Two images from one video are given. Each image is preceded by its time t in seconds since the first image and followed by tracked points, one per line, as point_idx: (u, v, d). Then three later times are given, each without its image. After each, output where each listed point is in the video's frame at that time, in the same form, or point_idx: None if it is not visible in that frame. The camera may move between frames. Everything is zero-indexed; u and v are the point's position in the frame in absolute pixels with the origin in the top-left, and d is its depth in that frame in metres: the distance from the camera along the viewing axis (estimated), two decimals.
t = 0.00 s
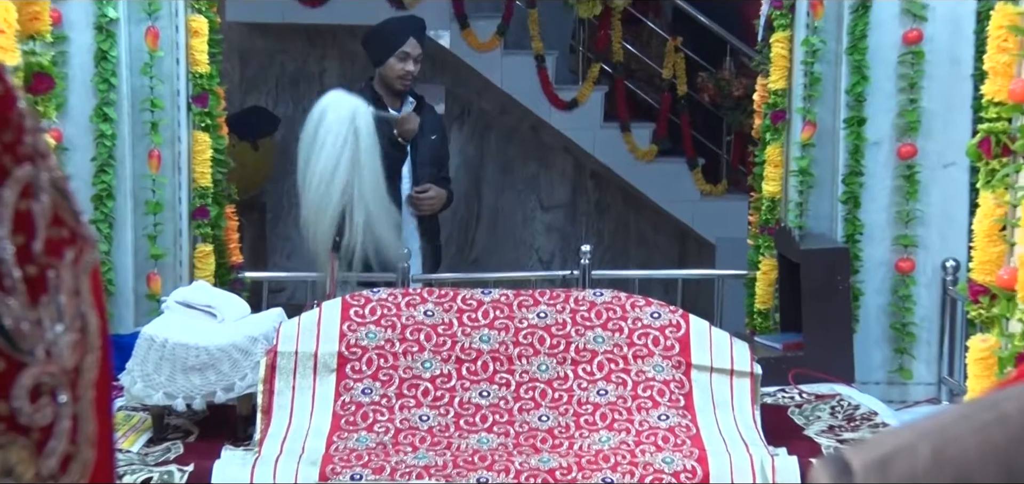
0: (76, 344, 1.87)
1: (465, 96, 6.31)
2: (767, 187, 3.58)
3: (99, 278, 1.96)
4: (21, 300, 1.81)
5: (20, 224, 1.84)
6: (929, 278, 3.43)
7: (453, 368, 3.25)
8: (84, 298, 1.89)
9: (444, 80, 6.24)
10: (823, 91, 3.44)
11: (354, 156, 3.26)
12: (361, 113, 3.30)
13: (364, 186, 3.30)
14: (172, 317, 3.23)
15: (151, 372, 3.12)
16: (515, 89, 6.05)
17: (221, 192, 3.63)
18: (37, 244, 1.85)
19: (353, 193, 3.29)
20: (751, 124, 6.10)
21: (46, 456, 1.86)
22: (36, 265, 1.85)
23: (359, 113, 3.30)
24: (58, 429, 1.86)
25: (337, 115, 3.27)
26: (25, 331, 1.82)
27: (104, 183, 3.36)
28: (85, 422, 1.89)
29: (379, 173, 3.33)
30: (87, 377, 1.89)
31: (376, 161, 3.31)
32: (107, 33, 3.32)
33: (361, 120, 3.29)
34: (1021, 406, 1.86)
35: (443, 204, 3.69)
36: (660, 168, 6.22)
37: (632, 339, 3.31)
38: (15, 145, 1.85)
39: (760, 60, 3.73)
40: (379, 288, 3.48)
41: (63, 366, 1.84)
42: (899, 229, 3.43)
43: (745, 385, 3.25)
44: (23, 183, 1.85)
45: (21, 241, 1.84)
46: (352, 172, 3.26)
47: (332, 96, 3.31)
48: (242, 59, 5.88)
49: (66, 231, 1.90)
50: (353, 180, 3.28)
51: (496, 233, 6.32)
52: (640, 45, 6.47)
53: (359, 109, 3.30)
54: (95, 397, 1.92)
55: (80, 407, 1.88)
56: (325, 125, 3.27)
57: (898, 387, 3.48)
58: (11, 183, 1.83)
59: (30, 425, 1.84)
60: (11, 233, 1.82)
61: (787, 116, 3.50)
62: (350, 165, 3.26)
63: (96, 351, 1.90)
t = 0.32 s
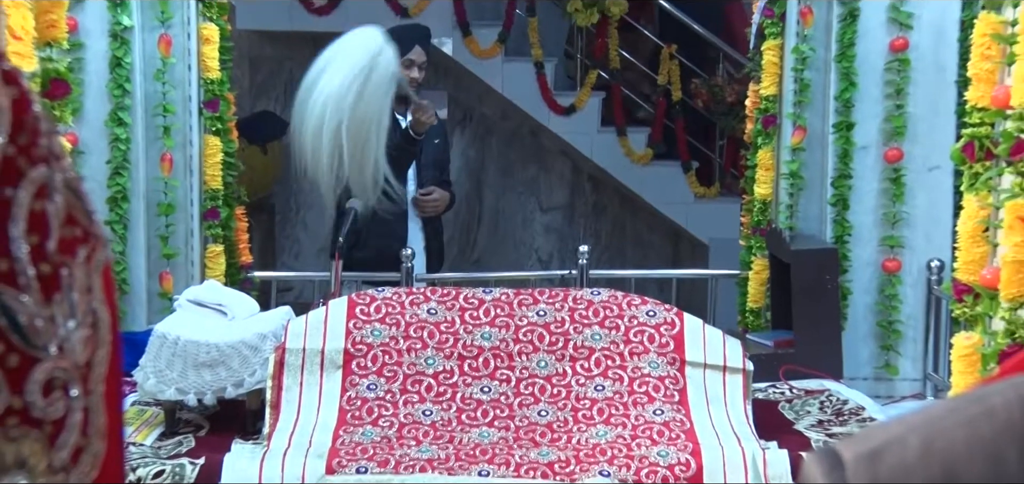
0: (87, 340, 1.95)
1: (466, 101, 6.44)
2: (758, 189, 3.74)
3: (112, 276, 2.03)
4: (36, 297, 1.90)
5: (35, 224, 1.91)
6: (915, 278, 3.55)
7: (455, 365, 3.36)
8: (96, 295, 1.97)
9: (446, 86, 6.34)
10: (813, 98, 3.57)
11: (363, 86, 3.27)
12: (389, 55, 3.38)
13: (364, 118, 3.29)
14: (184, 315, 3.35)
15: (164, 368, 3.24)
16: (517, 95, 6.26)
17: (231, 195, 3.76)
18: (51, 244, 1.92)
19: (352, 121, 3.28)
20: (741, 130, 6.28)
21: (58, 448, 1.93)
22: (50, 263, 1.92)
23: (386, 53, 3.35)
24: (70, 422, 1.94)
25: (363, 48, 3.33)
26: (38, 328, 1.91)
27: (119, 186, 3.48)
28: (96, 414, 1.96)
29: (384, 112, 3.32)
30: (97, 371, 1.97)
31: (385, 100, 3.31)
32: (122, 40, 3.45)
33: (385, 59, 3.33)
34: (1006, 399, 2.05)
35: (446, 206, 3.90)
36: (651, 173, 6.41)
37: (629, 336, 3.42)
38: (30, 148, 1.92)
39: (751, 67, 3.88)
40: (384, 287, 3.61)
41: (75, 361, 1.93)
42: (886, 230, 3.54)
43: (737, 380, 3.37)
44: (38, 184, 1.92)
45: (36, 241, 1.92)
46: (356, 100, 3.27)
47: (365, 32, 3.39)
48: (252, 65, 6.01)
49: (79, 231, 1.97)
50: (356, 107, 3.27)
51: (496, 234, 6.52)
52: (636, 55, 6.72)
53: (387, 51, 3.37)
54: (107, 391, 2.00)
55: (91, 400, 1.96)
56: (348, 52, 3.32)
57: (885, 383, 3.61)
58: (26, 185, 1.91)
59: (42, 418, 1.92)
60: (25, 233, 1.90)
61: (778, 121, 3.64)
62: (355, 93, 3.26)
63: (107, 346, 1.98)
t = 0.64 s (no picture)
0: (97, 335, 1.67)
1: (467, 107, 6.72)
2: (751, 191, 3.91)
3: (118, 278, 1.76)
4: (47, 296, 1.62)
5: (45, 224, 1.61)
6: (903, 277, 3.66)
7: (456, 362, 3.47)
8: (106, 292, 1.68)
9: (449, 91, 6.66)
10: (803, 102, 3.70)
11: (390, 36, 3.32)
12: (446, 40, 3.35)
13: (379, 68, 3.35)
14: (194, 314, 3.46)
15: (175, 365, 3.35)
16: (517, 99, 6.56)
17: (240, 198, 3.94)
18: (60, 241, 1.63)
19: (366, 62, 3.32)
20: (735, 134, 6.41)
21: (69, 442, 1.65)
22: (60, 261, 1.63)
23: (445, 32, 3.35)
24: (81, 416, 1.66)
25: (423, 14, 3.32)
26: (50, 325, 1.62)
27: (132, 188, 3.62)
28: (107, 409, 1.69)
29: (400, 74, 3.38)
30: (108, 366, 1.68)
31: (410, 66, 3.37)
32: (135, 47, 3.56)
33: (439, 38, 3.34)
34: (994, 395, 1.41)
35: (448, 208, 4.06)
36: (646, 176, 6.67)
37: (625, 334, 3.53)
38: (41, 149, 1.62)
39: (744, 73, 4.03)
40: (388, 287, 3.73)
41: (86, 357, 1.65)
42: (874, 231, 3.65)
43: (731, 377, 3.47)
44: (48, 184, 1.62)
45: (46, 240, 1.62)
46: (378, 53, 3.30)
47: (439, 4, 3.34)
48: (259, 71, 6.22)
49: (88, 230, 1.66)
50: (371, 45, 3.34)
51: (497, 235, 6.77)
52: (635, 62, 6.85)
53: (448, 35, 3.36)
54: (116, 386, 1.72)
55: (102, 395, 1.68)
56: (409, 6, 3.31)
57: (874, 379, 3.72)
58: (36, 185, 1.60)
59: (52, 412, 1.64)
60: (36, 232, 1.60)
61: (770, 125, 3.82)
62: (377, 39, 3.31)
63: (118, 342, 1.69)
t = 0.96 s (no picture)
0: (108, 331, 1.62)
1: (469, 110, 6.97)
2: (744, 192, 4.07)
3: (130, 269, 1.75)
4: (60, 292, 1.55)
5: (54, 221, 1.55)
6: (891, 275, 3.79)
7: (458, 358, 3.58)
8: (117, 289, 1.64)
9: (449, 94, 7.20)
10: (795, 106, 3.83)
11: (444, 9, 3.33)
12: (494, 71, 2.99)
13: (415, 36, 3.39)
14: (204, 311, 3.55)
15: (185, 361, 3.44)
16: (517, 106, 6.76)
17: (248, 198, 4.09)
18: (71, 239, 1.57)
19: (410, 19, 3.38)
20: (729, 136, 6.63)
21: (80, 433, 1.59)
22: (72, 258, 1.57)
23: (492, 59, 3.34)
24: (92, 408, 1.60)
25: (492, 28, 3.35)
26: (62, 320, 1.55)
27: (143, 189, 3.77)
28: (118, 401, 1.64)
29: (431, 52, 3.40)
30: (119, 360, 1.63)
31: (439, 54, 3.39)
32: (146, 52, 3.71)
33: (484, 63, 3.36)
34: (981, 391, 1.65)
35: (451, 208, 4.18)
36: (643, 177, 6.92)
37: (622, 331, 3.65)
38: (53, 150, 1.57)
39: (738, 77, 4.23)
40: (392, 285, 3.86)
41: (97, 351, 1.59)
42: (863, 231, 3.78)
43: (724, 372, 3.59)
44: (60, 184, 1.56)
45: (57, 237, 1.56)
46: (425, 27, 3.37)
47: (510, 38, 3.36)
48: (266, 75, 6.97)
49: (99, 228, 1.62)
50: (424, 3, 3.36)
51: (498, 235, 7.06)
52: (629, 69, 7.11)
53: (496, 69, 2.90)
54: (125, 379, 1.67)
55: (112, 388, 1.63)
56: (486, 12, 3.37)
57: (863, 374, 3.86)
58: (48, 185, 1.55)
59: (64, 405, 1.57)
60: (48, 230, 1.54)
61: (762, 128, 3.96)
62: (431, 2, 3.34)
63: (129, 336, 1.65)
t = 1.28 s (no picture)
0: (121, 326, 1.86)
1: (469, 115, 8.03)
2: (735, 193, 4.31)
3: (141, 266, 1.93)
4: (73, 288, 1.78)
5: (71, 220, 1.79)
6: (877, 274, 4.06)
7: (459, 353, 3.72)
8: (128, 285, 1.88)
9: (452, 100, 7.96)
10: (784, 111, 4.08)
11: (522, 38, 3.26)
12: (522, 111, 3.40)
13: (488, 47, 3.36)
14: (213, 308, 3.68)
15: (196, 356, 3.58)
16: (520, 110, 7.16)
17: (255, 199, 4.24)
18: (85, 237, 1.80)
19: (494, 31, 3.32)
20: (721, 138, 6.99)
21: (95, 425, 1.82)
22: (84, 255, 1.80)
23: (530, 105, 3.37)
24: (105, 401, 1.83)
25: (552, 81, 3.33)
26: (76, 315, 1.78)
27: (156, 190, 3.98)
28: (131, 394, 1.87)
29: (493, 66, 3.38)
30: (130, 355, 1.87)
31: (499, 74, 3.38)
32: (158, 58, 3.91)
33: (521, 102, 3.39)
34: (964, 382, 1.96)
35: (453, 208, 4.32)
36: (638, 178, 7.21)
37: (617, 327, 3.79)
38: (66, 151, 1.79)
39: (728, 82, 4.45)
40: (395, 282, 3.99)
41: (109, 345, 1.83)
42: (850, 231, 4.05)
43: (716, 367, 3.72)
44: (73, 185, 1.79)
45: (71, 236, 1.79)
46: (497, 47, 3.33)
47: (558, 98, 3.38)
48: (275, 82, 7.89)
49: (111, 227, 1.86)
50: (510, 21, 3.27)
51: (498, 233, 7.61)
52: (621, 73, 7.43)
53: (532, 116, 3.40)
54: (139, 377, 1.91)
55: (126, 381, 1.86)
56: (558, 63, 3.33)
57: (849, 369, 4.11)
58: (62, 185, 1.77)
59: (80, 397, 1.80)
60: (62, 228, 1.77)
61: (753, 132, 4.21)
62: (515, 19, 3.26)
63: (140, 332, 1.89)
